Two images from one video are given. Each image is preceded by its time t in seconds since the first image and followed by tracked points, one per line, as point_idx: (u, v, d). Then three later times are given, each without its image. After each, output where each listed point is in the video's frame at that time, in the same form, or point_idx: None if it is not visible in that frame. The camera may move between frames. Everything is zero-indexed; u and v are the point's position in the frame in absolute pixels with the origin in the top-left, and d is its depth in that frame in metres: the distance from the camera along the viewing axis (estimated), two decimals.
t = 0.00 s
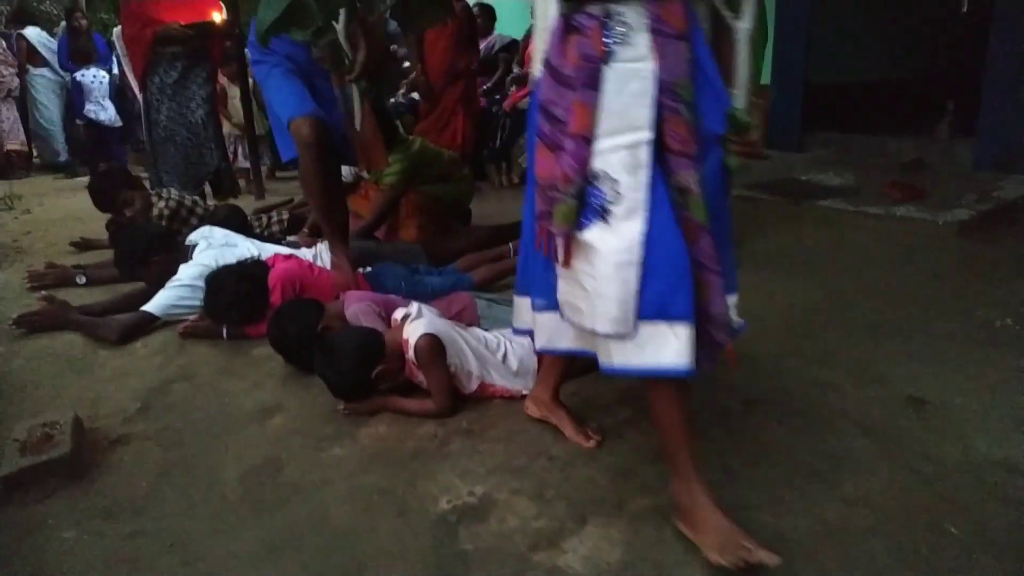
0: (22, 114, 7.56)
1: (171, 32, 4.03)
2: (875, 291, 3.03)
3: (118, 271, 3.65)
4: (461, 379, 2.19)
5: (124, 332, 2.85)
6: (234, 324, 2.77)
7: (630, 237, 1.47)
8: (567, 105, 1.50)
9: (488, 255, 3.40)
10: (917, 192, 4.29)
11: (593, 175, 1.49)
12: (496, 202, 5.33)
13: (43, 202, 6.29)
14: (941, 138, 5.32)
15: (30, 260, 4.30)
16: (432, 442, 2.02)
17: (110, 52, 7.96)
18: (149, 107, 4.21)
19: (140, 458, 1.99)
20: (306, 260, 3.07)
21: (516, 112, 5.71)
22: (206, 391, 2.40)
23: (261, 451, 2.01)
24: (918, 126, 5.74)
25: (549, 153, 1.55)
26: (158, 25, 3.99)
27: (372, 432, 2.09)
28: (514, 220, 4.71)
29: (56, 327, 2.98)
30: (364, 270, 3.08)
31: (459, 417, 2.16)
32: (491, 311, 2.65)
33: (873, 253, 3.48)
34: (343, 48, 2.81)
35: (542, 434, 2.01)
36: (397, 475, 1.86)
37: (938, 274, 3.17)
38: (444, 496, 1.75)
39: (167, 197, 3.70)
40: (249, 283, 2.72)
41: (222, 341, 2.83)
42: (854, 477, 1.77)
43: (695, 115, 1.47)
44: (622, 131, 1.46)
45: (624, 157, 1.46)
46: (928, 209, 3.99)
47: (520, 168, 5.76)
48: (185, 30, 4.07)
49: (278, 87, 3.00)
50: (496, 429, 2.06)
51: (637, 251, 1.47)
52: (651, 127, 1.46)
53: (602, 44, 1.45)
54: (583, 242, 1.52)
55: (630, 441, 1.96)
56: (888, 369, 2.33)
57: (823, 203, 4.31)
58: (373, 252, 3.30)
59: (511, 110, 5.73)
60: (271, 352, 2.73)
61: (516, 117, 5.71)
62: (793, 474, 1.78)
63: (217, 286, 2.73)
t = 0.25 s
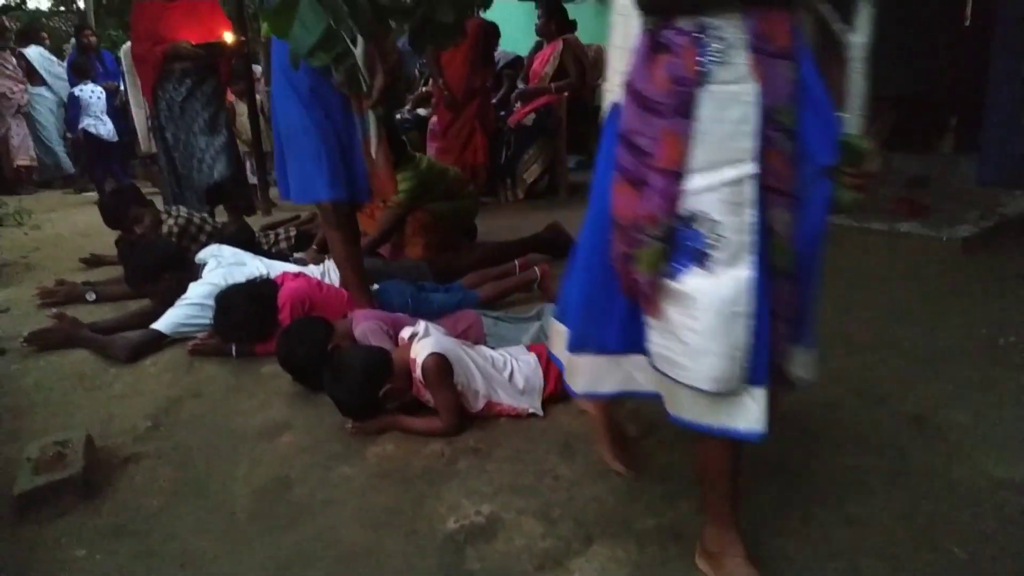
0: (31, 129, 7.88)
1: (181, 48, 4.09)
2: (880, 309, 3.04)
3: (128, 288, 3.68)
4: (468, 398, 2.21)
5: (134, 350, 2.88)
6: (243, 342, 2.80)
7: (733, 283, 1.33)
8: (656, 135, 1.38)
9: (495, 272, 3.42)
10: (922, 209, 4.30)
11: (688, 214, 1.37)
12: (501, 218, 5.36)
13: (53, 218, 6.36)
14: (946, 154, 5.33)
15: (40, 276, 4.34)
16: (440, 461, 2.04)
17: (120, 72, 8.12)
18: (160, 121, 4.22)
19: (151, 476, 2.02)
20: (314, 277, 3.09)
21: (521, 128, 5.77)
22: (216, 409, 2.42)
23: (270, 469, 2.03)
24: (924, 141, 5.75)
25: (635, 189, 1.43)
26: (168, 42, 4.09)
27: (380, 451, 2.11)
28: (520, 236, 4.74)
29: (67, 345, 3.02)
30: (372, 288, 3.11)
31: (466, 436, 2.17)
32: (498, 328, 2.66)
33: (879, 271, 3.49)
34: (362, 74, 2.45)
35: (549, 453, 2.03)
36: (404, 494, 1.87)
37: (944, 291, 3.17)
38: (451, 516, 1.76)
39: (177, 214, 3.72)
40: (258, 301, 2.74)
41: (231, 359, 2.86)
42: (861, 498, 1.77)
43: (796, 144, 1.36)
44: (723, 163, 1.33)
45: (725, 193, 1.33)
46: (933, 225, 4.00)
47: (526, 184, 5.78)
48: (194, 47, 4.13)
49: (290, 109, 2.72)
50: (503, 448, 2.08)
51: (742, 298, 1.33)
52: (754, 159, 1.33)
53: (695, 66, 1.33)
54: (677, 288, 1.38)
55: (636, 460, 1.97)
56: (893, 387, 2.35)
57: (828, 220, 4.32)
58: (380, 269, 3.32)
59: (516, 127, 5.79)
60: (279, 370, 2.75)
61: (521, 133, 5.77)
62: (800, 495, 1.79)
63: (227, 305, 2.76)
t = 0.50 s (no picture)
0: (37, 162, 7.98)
1: (191, 84, 4.16)
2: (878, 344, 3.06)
3: (133, 320, 3.73)
4: (468, 433, 2.24)
5: (139, 383, 2.92)
6: (247, 376, 2.84)
7: (831, 348, 1.33)
8: (764, 195, 1.30)
9: (496, 305, 3.46)
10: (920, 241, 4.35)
11: (794, 282, 1.31)
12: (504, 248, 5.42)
13: (60, 247, 6.43)
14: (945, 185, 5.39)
15: (47, 308, 4.39)
16: (440, 497, 2.06)
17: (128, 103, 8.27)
18: (170, 150, 4.30)
19: (154, 513, 2.04)
20: (318, 311, 3.13)
21: (522, 159, 5.88)
22: (219, 444, 2.45)
23: (272, 506, 2.06)
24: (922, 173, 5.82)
25: (736, 255, 1.33)
26: (178, 77, 4.16)
27: (381, 486, 2.13)
28: (521, 267, 4.79)
29: (73, 378, 3.05)
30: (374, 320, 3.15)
31: (466, 471, 2.19)
32: (497, 361, 2.69)
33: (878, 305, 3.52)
34: (368, 120, 2.52)
35: (548, 490, 2.06)
36: (404, 531, 1.90)
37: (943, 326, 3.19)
38: (450, 554, 1.79)
39: (184, 247, 3.78)
40: (262, 335, 2.78)
41: (234, 393, 2.90)
42: (858, 539, 1.80)
43: (905, 206, 1.31)
44: (829, 224, 1.31)
45: (831, 257, 1.31)
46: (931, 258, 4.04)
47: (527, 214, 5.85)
48: (205, 81, 4.20)
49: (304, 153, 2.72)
50: (502, 484, 2.11)
51: (834, 364, 1.35)
52: (855, 217, 1.31)
53: (805, 112, 1.27)
54: (783, 362, 1.33)
55: (633, 497, 1.99)
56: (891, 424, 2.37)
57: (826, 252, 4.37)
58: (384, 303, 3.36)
59: (518, 158, 5.90)
60: (282, 404, 2.78)
61: (523, 164, 5.88)
62: (797, 537, 1.81)
63: (232, 340, 2.80)
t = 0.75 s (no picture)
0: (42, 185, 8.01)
1: (205, 113, 4.28)
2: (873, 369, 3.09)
3: (138, 344, 3.76)
4: (467, 458, 2.26)
5: (142, 407, 2.94)
6: (249, 401, 2.87)
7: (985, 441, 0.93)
8: (902, 237, 0.92)
9: (496, 328, 3.50)
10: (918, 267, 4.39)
11: (931, 347, 0.93)
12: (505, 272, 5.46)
13: (66, 270, 6.49)
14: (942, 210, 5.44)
15: (52, 331, 4.43)
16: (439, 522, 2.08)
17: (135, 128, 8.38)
18: (181, 180, 4.35)
19: (156, 537, 2.06)
20: (320, 335, 3.16)
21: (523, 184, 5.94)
22: (221, 468, 2.48)
23: (272, 529, 2.08)
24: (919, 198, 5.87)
25: (864, 308, 0.95)
26: (193, 106, 4.28)
27: (380, 511, 2.15)
28: (522, 291, 4.83)
29: (76, 402, 3.08)
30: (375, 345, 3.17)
31: (465, 496, 2.21)
32: (496, 386, 2.71)
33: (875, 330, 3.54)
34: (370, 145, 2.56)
35: (546, 515, 2.07)
36: (402, 556, 1.91)
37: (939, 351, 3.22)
38: None
39: (189, 271, 3.83)
40: (264, 360, 2.80)
41: (236, 417, 2.92)
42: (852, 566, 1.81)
43: None
44: (982, 281, 0.90)
45: (996, 318, 0.91)
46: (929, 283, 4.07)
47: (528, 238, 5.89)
48: (218, 110, 4.32)
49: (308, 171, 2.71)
50: (501, 509, 2.13)
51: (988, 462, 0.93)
52: None
53: (968, 112, 0.89)
54: (898, 436, 0.96)
55: (630, 522, 2.01)
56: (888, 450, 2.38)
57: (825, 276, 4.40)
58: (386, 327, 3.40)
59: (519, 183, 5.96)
60: (284, 428, 2.81)
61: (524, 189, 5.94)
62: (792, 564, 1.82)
63: (235, 364, 2.83)
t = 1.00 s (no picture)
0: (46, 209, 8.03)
1: (222, 139, 4.35)
2: (870, 395, 3.11)
3: (142, 369, 3.80)
4: (469, 485, 2.28)
5: (146, 433, 2.97)
6: (252, 427, 2.89)
7: None
8: None
9: (497, 354, 3.52)
10: (916, 292, 4.42)
11: None
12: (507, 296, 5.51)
13: (72, 294, 6.55)
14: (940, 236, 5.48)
15: (58, 355, 4.47)
16: (439, 549, 2.10)
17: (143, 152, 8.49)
18: (194, 211, 4.41)
19: (159, 563, 2.08)
20: (323, 361, 3.19)
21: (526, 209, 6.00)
22: (224, 494, 2.50)
23: (274, 556, 2.10)
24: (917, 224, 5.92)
25: None
26: (210, 132, 4.35)
27: (382, 538, 2.17)
28: (524, 316, 4.87)
29: (82, 427, 3.11)
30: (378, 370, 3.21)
31: (466, 524, 2.23)
32: (497, 413, 2.73)
33: (872, 356, 3.57)
34: (378, 177, 2.57)
35: (546, 543, 2.09)
36: None
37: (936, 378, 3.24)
38: None
39: (194, 297, 3.87)
40: (268, 386, 2.83)
41: (239, 442, 2.94)
42: None
43: None
44: None
45: None
46: (926, 309, 4.10)
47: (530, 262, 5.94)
48: (236, 136, 4.39)
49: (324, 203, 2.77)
50: (501, 536, 2.14)
51: None
52: None
53: None
54: None
55: (629, 550, 2.03)
56: (886, 479, 2.39)
57: (824, 302, 4.43)
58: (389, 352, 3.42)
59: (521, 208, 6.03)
60: (287, 454, 2.83)
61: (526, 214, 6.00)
62: None
63: (239, 390, 2.85)
